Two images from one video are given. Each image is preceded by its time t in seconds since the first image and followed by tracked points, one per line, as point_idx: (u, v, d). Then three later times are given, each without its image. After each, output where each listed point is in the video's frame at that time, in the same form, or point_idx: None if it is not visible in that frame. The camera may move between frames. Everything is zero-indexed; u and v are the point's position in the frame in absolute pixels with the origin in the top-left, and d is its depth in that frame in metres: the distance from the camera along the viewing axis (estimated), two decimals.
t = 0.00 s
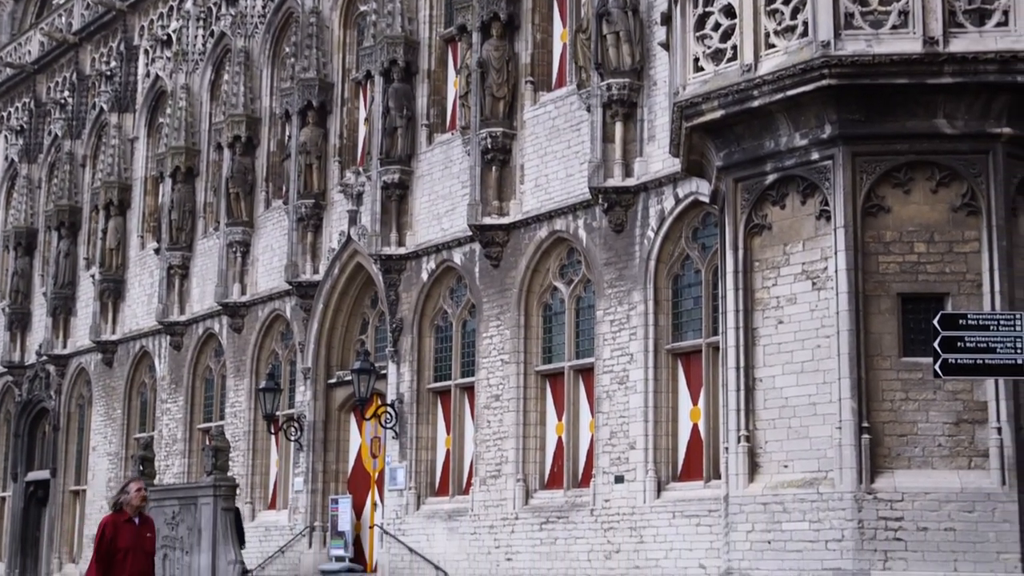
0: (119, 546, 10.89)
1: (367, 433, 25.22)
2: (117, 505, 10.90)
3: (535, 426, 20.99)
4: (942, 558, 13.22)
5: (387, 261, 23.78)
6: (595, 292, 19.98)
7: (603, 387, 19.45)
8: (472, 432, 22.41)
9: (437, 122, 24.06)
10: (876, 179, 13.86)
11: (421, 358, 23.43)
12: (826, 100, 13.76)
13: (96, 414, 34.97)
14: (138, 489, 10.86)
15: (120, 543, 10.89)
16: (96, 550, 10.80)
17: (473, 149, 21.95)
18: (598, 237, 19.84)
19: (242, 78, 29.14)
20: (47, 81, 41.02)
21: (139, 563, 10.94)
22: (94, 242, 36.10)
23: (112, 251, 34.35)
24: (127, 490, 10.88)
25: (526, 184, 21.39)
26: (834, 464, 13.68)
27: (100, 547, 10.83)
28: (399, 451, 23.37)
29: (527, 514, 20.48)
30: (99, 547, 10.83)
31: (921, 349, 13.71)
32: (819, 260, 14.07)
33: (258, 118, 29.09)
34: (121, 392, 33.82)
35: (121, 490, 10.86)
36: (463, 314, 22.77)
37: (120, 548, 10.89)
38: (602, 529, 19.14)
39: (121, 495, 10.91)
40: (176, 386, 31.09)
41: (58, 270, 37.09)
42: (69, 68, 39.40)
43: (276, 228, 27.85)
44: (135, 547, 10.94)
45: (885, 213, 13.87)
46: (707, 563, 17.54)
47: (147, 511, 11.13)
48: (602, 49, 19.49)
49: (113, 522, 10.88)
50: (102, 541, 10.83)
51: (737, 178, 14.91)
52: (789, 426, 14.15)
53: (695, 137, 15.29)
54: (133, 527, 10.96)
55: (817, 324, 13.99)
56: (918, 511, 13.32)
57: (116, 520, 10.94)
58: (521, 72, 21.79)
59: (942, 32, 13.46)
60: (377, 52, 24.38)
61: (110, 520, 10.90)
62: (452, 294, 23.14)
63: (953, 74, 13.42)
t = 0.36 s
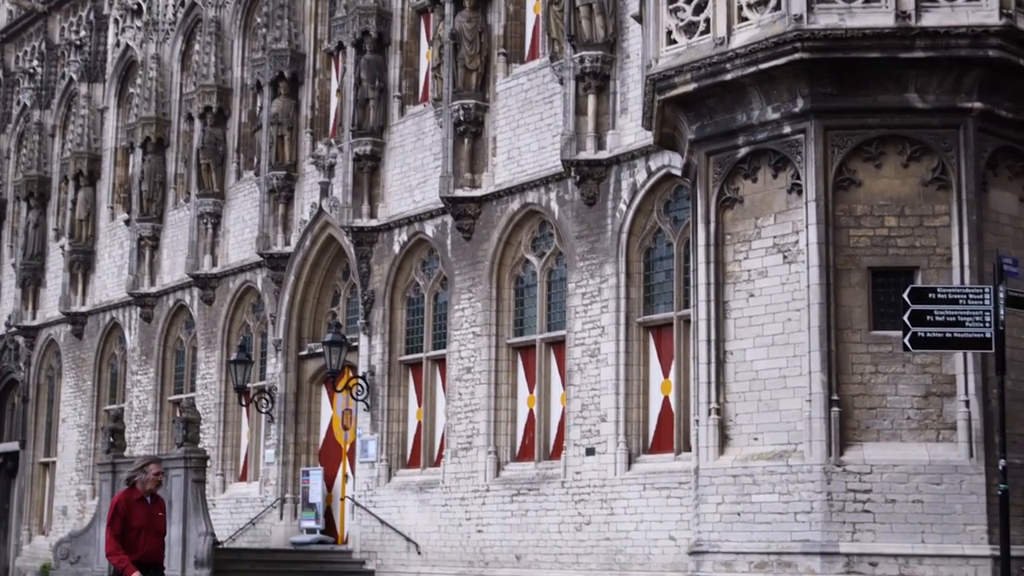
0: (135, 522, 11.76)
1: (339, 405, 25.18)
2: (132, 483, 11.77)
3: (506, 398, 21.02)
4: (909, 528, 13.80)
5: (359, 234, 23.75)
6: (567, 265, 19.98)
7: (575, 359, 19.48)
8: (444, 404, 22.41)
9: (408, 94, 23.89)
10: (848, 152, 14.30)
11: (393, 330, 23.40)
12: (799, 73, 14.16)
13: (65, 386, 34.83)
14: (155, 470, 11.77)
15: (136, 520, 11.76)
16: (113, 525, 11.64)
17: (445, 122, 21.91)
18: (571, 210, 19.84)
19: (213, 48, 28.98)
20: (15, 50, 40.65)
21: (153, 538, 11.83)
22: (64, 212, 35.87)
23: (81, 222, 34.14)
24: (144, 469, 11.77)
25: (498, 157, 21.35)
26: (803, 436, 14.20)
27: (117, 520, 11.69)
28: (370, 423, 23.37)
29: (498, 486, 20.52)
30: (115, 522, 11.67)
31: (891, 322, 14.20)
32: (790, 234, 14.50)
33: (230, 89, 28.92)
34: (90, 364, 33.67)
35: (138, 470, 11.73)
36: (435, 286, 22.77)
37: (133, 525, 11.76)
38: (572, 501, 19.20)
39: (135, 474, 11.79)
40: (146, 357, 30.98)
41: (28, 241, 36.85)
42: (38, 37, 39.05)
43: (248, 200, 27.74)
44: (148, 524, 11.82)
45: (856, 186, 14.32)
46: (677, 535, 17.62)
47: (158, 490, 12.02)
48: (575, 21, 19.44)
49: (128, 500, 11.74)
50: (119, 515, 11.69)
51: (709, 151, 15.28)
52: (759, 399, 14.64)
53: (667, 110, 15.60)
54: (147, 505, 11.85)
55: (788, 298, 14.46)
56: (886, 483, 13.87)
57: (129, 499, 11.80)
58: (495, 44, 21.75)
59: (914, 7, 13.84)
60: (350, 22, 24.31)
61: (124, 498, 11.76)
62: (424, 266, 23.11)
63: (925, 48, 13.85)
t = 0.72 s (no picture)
0: (148, 482, 10.44)
1: (304, 371, 25.14)
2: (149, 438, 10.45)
3: (472, 364, 21.04)
4: (872, 495, 14.34)
5: (324, 199, 23.65)
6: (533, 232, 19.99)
7: (541, 326, 19.52)
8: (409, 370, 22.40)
9: (375, 60, 23.77)
10: (814, 120, 14.75)
11: (358, 297, 23.37)
12: (766, 42, 14.66)
13: (29, 352, 34.65)
14: (175, 429, 10.41)
15: (148, 480, 10.44)
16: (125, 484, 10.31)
17: (412, 88, 21.86)
18: (537, 176, 19.83)
19: (178, 12, 28.77)
20: None
21: (167, 503, 10.48)
22: (27, 177, 35.57)
23: (44, 187, 33.88)
24: (164, 426, 10.42)
25: (465, 123, 21.29)
26: (768, 402, 14.70)
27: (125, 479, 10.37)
28: (336, 389, 23.36)
29: (464, 452, 20.57)
30: (124, 483, 10.35)
31: (855, 290, 14.72)
32: (756, 202, 15.00)
33: (194, 53, 28.68)
34: (54, 330, 33.50)
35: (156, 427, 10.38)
36: (401, 253, 22.74)
37: (146, 485, 10.44)
38: (538, 467, 19.28)
39: (152, 427, 10.46)
40: (110, 323, 30.83)
41: None
42: None
43: (213, 165, 27.60)
44: (164, 486, 10.48)
45: (822, 154, 14.78)
46: (642, 500, 17.74)
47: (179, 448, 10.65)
48: None
49: (142, 458, 10.41)
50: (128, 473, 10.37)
51: (675, 118, 15.76)
52: (724, 366, 15.14)
53: (634, 77, 16.03)
54: (163, 465, 10.51)
55: (753, 266, 14.97)
56: (849, 449, 14.38)
57: (145, 455, 10.48)
58: (461, 10, 21.63)
59: None
60: None
61: (138, 454, 10.44)
62: (390, 233, 23.06)
63: (892, 16, 14.32)
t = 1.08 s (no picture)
0: (157, 452, 9.88)
1: (261, 333, 25.04)
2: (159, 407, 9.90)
3: (429, 328, 21.02)
4: (826, 458, 14.56)
5: (281, 161, 23.50)
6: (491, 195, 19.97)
7: (498, 290, 19.52)
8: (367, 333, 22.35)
9: (333, 21, 23.64)
10: (772, 85, 14.98)
11: (315, 259, 23.29)
12: (725, 7, 14.94)
13: None
14: (188, 398, 9.87)
15: (157, 450, 9.87)
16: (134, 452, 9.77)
17: (370, 50, 21.75)
18: (495, 139, 19.81)
19: None
20: None
21: (176, 473, 9.90)
22: None
23: None
24: (175, 395, 9.86)
25: (423, 86, 21.19)
26: (724, 364, 14.92)
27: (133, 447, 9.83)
28: (292, 351, 23.30)
29: (421, 415, 20.59)
30: (132, 452, 9.79)
31: (811, 255, 14.97)
32: (714, 165, 15.22)
33: (149, 13, 28.35)
34: (7, 291, 33.21)
35: (170, 395, 9.85)
36: (358, 215, 22.64)
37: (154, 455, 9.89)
38: (495, 429, 19.34)
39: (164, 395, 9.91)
40: (65, 285, 30.60)
41: None
42: None
43: (169, 126, 27.39)
44: (173, 456, 9.91)
45: (779, 118, 15.02)
46: (598, 463, 17.82)
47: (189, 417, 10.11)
48: None
49: (152, 426, 9.86)
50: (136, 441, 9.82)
51: (634, 82, 15.93)
52: (681, 328, 15.35)
53: (593, 41, 16.26)
54: (174, 434, 9.94)
55: (711, 230, 15.19)
56: (804, 412, 14.61)
57: (155, 423, 9.92)
58: None
59: None
60: None
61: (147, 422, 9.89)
62: (348, 195, 22.96)
63: None
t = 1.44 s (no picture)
0: (177, 412, 9.12)
1: (211, 299, 24.89)
2: (171, 367, 9.07)
3: (381, 293, 20.97)
4: (775, 423, 14.68)
5: (232, 125, 23.34)
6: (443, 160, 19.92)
7: (450, 255, 19.50)
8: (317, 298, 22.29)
9: None
10: (724, 52, 15.04)
11: (267, 224, 23.17)
12: None
13: None
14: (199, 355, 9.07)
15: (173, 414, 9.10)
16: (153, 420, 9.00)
17: (321, 14, 21.64)
18: (448, 105, 19.75)
19: None
20: None
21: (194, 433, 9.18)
22: None
23: None
24: (189, 353, 9.08)
25: (375, 50, 21.05)
26: (675, 331, 15.01)
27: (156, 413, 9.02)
28: (243, 317, 23.20)
29: (373, 381, 20.58)
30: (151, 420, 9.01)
31: (762, 222, 15.06)
32: (666, 132, 15.27)
33: None
34: None
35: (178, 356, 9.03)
36: (310, 179, 22.50)
37: (174, 416, 9.12)
38: (446, 395, 19.37)
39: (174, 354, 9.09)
40: (12, 249, 30.30)
41: None
42: None
43: (117, 88, 27.12)
44: (189, 416, 9.17)
45: (731, 85, 15.07)
46: (549, 428, 17.88)
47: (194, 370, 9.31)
48: None
49: (163, 390, 9.04)
50: (158, 406, 9.01)
51: (587, 48, 15.97)
52: (632, 295, 15.43)
53: (548, 6, 16.33)
54: (188, 394, 9.17)
55: (663, 196, 15.25)
56: (754, 378, 14.72)
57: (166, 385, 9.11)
58: None
59: None
60: None
61: (161, 384, 9.06)
62: (299, 159, 22.79)
63: None
